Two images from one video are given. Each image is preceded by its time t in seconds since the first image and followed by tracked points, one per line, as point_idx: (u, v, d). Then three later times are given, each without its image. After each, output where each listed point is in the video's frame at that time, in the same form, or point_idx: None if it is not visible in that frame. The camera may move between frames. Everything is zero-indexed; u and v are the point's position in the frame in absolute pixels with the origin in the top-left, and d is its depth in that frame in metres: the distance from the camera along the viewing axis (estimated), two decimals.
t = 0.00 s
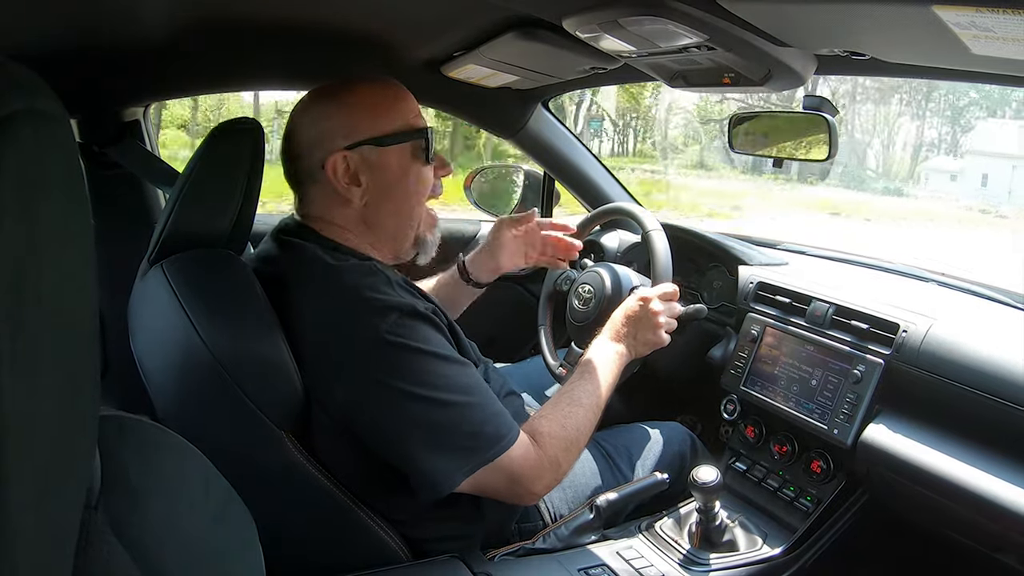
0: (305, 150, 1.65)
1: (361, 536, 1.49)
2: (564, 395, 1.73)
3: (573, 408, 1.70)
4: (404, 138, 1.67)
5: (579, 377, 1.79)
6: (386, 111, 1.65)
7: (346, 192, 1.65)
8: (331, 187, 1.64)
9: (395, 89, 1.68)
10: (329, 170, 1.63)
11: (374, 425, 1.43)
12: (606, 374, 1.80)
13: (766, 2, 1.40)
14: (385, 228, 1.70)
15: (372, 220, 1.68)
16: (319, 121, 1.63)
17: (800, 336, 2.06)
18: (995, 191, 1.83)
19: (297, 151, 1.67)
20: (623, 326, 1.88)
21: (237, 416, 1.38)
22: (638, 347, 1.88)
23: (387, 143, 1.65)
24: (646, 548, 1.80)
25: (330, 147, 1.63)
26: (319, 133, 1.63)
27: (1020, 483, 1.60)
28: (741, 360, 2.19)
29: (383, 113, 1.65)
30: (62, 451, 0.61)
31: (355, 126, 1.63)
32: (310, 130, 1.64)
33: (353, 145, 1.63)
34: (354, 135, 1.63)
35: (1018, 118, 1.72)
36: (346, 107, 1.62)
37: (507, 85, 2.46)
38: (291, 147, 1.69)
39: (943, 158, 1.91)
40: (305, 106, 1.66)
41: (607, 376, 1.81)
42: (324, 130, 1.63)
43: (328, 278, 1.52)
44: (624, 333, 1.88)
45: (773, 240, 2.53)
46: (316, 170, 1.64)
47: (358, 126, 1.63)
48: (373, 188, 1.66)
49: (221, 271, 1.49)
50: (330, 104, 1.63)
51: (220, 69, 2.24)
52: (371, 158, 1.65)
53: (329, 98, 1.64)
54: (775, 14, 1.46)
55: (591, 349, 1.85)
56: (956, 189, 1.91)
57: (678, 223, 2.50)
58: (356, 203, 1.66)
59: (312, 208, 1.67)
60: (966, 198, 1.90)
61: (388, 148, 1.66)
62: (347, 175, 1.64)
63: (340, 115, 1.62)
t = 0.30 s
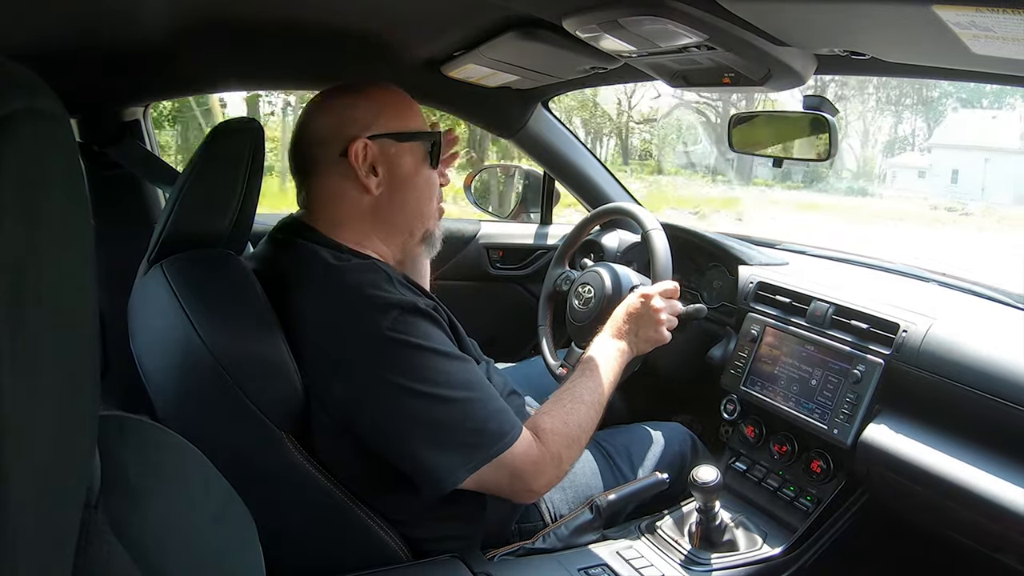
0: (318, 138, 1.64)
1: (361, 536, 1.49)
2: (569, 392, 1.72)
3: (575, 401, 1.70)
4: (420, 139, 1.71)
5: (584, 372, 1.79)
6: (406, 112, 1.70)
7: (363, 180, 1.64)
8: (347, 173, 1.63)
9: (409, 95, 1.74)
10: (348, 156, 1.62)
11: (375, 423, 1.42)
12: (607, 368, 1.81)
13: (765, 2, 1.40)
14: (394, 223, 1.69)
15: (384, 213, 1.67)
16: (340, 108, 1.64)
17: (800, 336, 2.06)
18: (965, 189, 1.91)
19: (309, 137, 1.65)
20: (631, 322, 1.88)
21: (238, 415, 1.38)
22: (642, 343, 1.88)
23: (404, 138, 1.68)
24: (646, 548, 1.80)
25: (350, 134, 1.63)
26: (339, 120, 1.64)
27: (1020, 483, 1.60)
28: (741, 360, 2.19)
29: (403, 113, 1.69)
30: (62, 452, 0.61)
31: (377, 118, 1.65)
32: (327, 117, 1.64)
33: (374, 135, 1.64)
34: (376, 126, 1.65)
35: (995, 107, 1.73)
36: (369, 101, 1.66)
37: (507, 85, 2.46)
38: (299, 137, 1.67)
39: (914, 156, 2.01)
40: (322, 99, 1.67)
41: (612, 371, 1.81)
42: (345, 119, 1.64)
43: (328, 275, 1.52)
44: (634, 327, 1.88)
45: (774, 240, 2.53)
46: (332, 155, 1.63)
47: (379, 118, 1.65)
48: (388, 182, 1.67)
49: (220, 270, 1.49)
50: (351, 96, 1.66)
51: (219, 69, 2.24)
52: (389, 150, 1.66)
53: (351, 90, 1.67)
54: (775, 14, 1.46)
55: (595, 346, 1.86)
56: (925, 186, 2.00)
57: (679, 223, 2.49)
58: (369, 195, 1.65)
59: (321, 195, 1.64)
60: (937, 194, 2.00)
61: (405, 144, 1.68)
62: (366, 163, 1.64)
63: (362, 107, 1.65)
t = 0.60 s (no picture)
0: (322, 139, 1.63)
1: (361, 536, 1.49)
2: (569, 395, 1.72)
3: (574, 404, 1.70)
4: (426, 147, 1.71)
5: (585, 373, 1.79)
6: (414, 119, 1.69)
7: (365, 186, 1.63)
8: (350, 177, 1.62)
9: (417, 100, 1.73)
10: (353, 160, 1.62)
11: (376, 425, 1.42)
12: (607, 373, 1.80)
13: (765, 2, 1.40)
14: (394, 229, 1.69)
15: (385, 219, 1.67)
16: (346, 111, 1.63)
17: (800, 336, 2.06)
18: (928, 190, 1.98)
19: (313, 137, 1.65)
20: (632, 324, 1.88)
21: (237, 415, 1.38)
22: (641, 344, 1.88)
23: (410, 146, 1.68)
24: (647, 548, 1.80)
25: (356, 138, 1.62)
26: (345, 123, 1.63)
27: (1019, 483, 1.60)
28: (741, 360, 2.19)
29: (411, 120, 1.68)
30: (62, 451, 0.61)
31: (384, 124, 1.65)
32: (333, 118, 1.63)
33: (379, 141, 1.64)
34: (382, 132, 1.64)
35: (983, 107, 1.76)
36: (377, 106, 1.65)
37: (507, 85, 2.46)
38: (303, 136, 1.66)
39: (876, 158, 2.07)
40: (328, 100, 1.66)
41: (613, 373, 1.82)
42: (350, 122, 1.63)
43: (328, 278, 1.52)
44: (635, 330, 1.88)
45: (774, 240, 2.53)
46: (335, 158, 1.62)
47: (385, 124, 1.65)
48: (391, 189, 1.66)
49: (220, 270, 1.49)
50: (357, 99, 1.65)
51: (219, 69, 2.23)
52: (394, 157, 1.66)
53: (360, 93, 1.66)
54: (776, 13, 1.46)
55: (596, 347, 1.85)
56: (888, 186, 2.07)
57: (678, 223, 2.49)
58: (371, 201, 1.65)
59: (323, 197, 1.64)
60: (898, 196, 2.07)
61: (411, 152, 1.68)
62: (370, 169, 1.63)
63: (369, 111, 1.64)
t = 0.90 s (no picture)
0: (327, 137, 1.64)
1: (361, 537, 1.49)
2: (570, 395, 1.72)
3: (573, 404, 1.70)
4: (430, 152, 1.69)
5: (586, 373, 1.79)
6: (419, 123, 1.68)
7: (365, 187, 1.63)
8: (349, 177, 1.62)
9: (426, 103, 1.72)
10: (353, 160, 1.62)
11: (375, 426, 1.42)
12: (606, 375, 1.80)
13: (766, 2, 1.40)
14: (393, 232, 1.68)
15: (383, 222, 1.66)
16: (350, 111, 1.63)
17: (800, 336, 2.06)
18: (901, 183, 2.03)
19: (317, 135, 1.66)
20: (631, 325, 1.88)
21: (237, 415, 1.38)
22: (640, 346, 1.88)
23: (413, 150, 1.66)
24: (647, 549, 1.80)
25: (358, 139, 1.62)
26: (349, 124, 1.63)
27: (1020, 484, 1.60)
28: (741, 361, 2.19)
29: (414, 124, 1.67)
30: (63, 452, 0.61)
31: (387, 126, 1.64)
32: (339, 118, 1.64)
33: (381, 143, 1.63)
34: (384, 133, 1.63)
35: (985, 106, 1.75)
36: (380, 107, 1.64)
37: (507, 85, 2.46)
38: (310, 134, 1.68)
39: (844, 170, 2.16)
40: (336, 100, 1.66)
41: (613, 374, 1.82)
42: (354, 123, 1.63)
43: (328, 278, 1.52)
44: (635, 331, 1.88)
45: (773, 240, 2.54)
46: (337, 157, 1.62)
47: (388, 126, 1.64)
48: (392, 192, 1.66)
49: (220, 270, 1.49)
50: (362, 100, 1.64)
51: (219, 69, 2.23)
52: (395, 160, 1.65)
53: (366, 94, 1.65)
54: (776, 14, 1.46)
55: (598, 347, 1.86)
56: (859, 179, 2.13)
57: (678, 223, 2.49)
58: (371, 203, 1.64)
59: (323, 198, 1.65)
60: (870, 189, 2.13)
61: (413, 156, 1.66)
62: (370, 171, 1.63)
63: (373, 113, 1.63)
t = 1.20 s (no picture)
0: (299, 142, 1.65)
1: (361, 536, 1.49)
2: (566, 394, 1.72)
3: (570, 402, 1.70)
4: (401, 143, 1.67)
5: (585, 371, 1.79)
6: (387, 115, 1.65)
7: (335, 192, 1.64)
8: (319, 183, 1.64)
9: (395, 88, 1.68)
10: (319, 166, 1.63)
11: (373, 425, 1.42)
12: (605, 373, 1.80)
13: (765, 2, 1.40)
14: (374, 232, 1.69)
15: (361, 224, 1.67)
16: (315, 114, 1.63)
17: (800, 335, 2.06)
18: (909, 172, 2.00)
19: (292, 140, 1.66)
20: (621, 323, 1.88)
21: (237, 415, 1.38)
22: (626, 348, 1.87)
23: (382, 144, 1.65)
24: (646, 548, 1.80)
25: (323, 143, 1.62)
26: (315, 127, 1.63)
27: (1020, 483, 1.60)
28: (741, 360, 2.19)
29: (381, 116, 1.64)
30: (63, 451, 0.61)
31: (352, 125, 1.62)
32: (308, 121, 1.63)
33: (345, 144, 1.62)
34: (348, 133, 1.62)
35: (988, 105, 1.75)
36: (344, 107, 1.62)
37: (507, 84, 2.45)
38: (286, 137, 1.68)
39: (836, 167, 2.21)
40: (302, 101, 1.65)
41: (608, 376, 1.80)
42: (317, 127, 1.62)
43: (325, 277, 1.52)
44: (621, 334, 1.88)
45: (773, 240, 2.53)
46: (308, 163, 1.64)
47: (353, 124, 1.62)
48: (364, 191, 1.65)
49: (220, 269, 1.49)
50: (327, 100, 1.63)
51: (219, 69, 2.24)
52: (363, 159, 1.64)
53: (329, 93, 1.63)
54: (776, 14, 1.46)
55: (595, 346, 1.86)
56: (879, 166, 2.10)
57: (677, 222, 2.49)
58: (345, 205, 1.65)
59: (303, 202, 1.66)
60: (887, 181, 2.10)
61: (382, 152, 1.65)
62: (338, 175, 1.63)
63: (337, 113, 1.62)
